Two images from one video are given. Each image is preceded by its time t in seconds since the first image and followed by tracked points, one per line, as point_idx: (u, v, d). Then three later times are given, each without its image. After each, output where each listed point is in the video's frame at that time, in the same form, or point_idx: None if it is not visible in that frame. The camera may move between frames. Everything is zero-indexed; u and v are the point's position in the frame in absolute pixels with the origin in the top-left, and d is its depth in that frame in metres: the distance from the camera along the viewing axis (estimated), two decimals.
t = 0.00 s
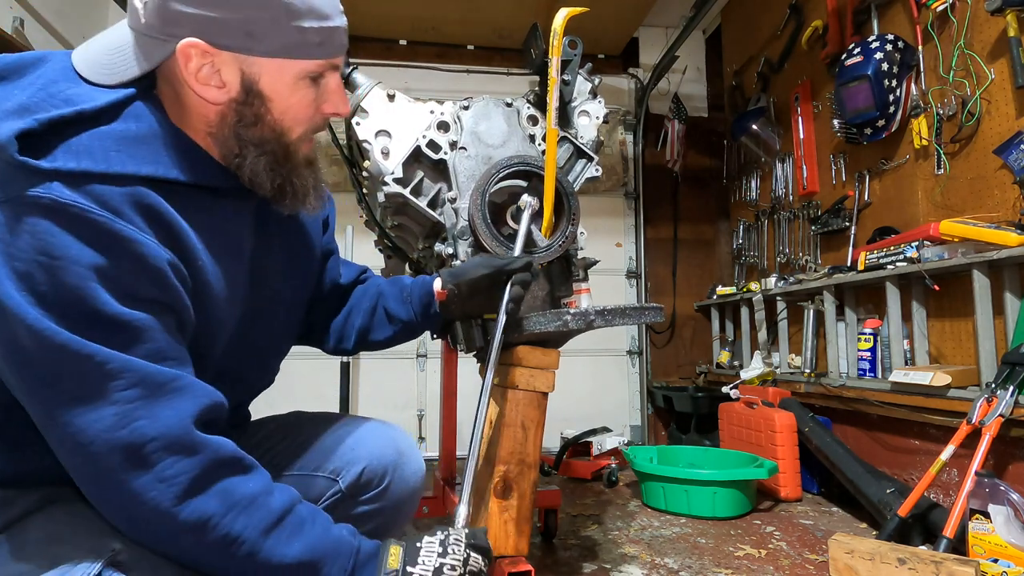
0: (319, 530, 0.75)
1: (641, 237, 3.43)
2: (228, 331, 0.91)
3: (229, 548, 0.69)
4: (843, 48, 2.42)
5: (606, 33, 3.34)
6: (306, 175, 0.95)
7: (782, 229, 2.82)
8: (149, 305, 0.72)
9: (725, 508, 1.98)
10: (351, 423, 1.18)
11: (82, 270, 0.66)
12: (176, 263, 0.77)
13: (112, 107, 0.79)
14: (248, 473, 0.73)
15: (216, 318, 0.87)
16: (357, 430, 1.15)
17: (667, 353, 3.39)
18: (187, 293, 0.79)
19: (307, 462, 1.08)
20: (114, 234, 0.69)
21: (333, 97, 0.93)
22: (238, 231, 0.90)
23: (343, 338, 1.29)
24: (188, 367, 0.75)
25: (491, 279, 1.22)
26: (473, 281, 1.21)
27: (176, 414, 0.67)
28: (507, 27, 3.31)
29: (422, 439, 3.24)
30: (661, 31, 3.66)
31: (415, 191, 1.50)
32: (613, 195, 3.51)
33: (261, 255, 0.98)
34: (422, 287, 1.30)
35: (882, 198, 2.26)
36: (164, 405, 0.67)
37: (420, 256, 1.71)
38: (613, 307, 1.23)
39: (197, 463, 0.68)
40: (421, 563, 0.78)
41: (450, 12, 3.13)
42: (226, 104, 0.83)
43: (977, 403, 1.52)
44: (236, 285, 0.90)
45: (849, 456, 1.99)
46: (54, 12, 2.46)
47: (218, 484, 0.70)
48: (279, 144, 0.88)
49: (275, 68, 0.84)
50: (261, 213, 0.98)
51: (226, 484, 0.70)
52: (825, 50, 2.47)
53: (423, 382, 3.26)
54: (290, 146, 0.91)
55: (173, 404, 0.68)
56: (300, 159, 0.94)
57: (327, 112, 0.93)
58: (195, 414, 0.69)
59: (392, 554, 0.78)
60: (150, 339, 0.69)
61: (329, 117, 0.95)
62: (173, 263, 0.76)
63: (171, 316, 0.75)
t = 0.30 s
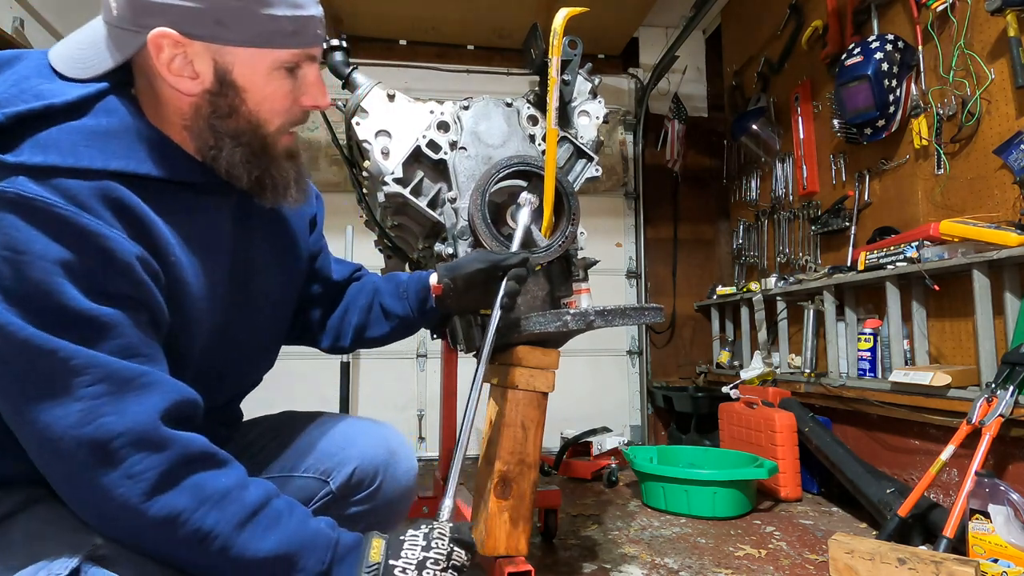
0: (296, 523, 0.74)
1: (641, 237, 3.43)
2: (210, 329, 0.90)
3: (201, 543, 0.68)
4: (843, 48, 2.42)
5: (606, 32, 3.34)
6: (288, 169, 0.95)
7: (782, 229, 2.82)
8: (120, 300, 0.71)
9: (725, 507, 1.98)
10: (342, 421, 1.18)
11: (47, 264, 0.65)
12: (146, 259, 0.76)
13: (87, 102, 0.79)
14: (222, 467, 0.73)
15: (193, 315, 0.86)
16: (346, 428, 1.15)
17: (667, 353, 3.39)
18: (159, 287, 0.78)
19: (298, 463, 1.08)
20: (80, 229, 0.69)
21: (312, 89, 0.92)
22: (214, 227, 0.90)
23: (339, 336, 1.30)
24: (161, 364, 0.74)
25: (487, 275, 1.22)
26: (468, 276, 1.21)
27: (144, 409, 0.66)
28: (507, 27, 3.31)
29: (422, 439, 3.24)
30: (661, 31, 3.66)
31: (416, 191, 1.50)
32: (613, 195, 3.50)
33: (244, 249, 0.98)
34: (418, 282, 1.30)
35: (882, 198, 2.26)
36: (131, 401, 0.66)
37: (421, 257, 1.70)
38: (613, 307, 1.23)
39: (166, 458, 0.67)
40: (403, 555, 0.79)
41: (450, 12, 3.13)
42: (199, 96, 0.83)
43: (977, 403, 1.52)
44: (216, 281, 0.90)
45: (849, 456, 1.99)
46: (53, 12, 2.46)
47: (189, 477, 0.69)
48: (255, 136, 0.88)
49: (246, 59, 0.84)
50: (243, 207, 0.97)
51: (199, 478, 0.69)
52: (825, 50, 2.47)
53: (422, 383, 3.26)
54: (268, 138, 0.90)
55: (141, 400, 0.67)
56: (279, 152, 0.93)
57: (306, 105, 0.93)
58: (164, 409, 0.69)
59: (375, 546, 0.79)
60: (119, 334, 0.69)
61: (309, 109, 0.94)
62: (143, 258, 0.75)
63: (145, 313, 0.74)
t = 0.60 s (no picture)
0: (268, 535, 0.70)
1: (641, 237, 3.43)
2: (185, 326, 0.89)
3: (172, 553, 0.65)
4: (843, 48, 2.42)
5: (607, 32, 3.34)
6: (265, 165, 0.94)
7: (782, 229, 2.82)
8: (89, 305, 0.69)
9: (725, 508, 1.98)
10: (337, 421, 1.18)
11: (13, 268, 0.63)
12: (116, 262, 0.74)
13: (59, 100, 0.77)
14: (194, 476, 0.69)
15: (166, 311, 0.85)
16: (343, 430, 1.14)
17: (667, 353, 3.39)
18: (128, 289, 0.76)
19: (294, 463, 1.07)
20: (44, 233, 0.66)
21: (288, 85, 0.90)
22: (188, 223, 0.89)
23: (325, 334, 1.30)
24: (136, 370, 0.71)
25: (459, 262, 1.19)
26: (438, 265, 1.18)
27: (111, 418, 0.63)
28: (507, 27, 3.31)
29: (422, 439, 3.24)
30: (662, 31, 3.66)
31: (416, 192, 1.51)
32: (613, 195, 3.50)
33: (222, 245, 0.96)
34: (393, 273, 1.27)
35: (882, 198, 2.26)
36: (101, 409, 0.63)
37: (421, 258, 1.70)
38: (613, 307, 1.23)
39: (134, 469, 0.64)
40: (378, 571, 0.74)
41: (450, 11, 3.13)
42: (170, 93, 0.81)
43: (977, 403, 1.52)
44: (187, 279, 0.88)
45: (849, 456, 1.99)
46: (53, 11, 2.46)
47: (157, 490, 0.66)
48: (228, 134, 0.85)
49: (218, 54, 0.82)
50: (223, 203, 0.97)
51: (169, 489, 0.66)
52: (825, 50, 2.47)
53: (422, 383, 3.26)
54: (242, 138, 0.88)
55: (111, 407, 0.64)
56: (255, 149, 0.91)
57: (282, 101, 0.90)
58: (134, 417, 0.66)
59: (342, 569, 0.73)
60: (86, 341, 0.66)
61: (284, 108, 0.91)
62: (112, 261, 0.73)
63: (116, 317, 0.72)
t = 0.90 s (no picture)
0: (203, 472, 0.59)
1: (641, 236, 3.43)
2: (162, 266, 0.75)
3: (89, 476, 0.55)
4: (843, 48, 2.42)
5: (606, 32, 3.34)
6: (276, 108, 0.73)
7: (782, 229, 2.82)
8: (53, 229, 0.56)
9: (725, 508, 1.98)
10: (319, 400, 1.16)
11: None
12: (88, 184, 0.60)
13: (58, 17, 0.61)
14: (131, 404, 0.58)
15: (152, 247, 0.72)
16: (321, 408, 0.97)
17: (667, 353, 3.39)
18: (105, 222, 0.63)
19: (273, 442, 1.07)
20: (20, 146, 0.54)
21: (307, 30, 0.70)
22: (187, 157, 0.74)
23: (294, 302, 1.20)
24: (93, 291, 0.60)
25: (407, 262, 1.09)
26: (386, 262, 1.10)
27: (46, 339, 0.52)
28: (507, 27, 3.31)
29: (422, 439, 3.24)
30: (662, 31, 3.66)
31: (416, 192, 1.50)
32: (613, 195, 3.51)
33: (220, 174, 0.82)
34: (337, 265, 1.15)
35: (882, 198, 2.26)
36: (34, 329, 0.52)
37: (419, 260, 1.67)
38: (613, 307, 1.23)
39: (56, 393, 0.52)
40: (294, 554, 0.62)
41: (450, 11, 3.12)
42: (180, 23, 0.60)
43: (977, 403, 1.52)
44: (183, 219, 0.75)
45: (849, 455, 1.99)
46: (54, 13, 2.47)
47: (87, 419, 0.54)
48: (239, 71, 0.66)
49: None
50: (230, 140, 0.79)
51: (101, 417, 0.55)
52: (825, 50, 2.48)
53: (422, 383, 3.26)
54: (255, 78, 0.67)
55: (45, 328, 0.53)
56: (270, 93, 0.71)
57: (301, 47, 0.69)
58: (72, 342, 0.54)
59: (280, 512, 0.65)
60: (22, 258, 0.53)
61: (301, 56, 0.71)
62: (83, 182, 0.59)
63: (84, 248, 0.59)
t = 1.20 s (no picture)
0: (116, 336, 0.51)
1: (641, 236, 3.43)
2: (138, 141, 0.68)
3: None
4: (843, 48, 2.42)
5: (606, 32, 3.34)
6: None
7: (782, 229, 2.82)
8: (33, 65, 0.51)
9: (725, 508, 1.98)
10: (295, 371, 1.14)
11: None
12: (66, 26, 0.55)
13: None
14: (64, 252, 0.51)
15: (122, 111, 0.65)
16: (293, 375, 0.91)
17: (667, 353, 3.39)
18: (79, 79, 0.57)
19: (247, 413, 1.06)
20: None
21: None
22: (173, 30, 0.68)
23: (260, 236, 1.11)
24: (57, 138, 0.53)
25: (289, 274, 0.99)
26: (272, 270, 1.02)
27: None
28: (507, 27, 3.31)
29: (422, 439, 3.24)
30: (662, 31, 3.66)
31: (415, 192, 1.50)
32: (613, 195, 3.51)
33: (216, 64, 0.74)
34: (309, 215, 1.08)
35: (882, 198, 2.26)
36: None
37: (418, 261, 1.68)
38: (613, 307, 1.23)
39: None
40: (168, 434, 0.51)
41: (450, 10, 3.12)
42: None
43: (977, 403, 1.52)
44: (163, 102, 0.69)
45: (849, 456, 1.99)
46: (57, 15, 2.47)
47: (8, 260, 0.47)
48: None
49: None
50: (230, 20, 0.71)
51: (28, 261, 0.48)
52: (825, 50, 2.48)
53: (422, 383, 3.26)
54: None
55: None
56: None
57: None
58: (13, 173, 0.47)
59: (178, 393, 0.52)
60: None
61: None
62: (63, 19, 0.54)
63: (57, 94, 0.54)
